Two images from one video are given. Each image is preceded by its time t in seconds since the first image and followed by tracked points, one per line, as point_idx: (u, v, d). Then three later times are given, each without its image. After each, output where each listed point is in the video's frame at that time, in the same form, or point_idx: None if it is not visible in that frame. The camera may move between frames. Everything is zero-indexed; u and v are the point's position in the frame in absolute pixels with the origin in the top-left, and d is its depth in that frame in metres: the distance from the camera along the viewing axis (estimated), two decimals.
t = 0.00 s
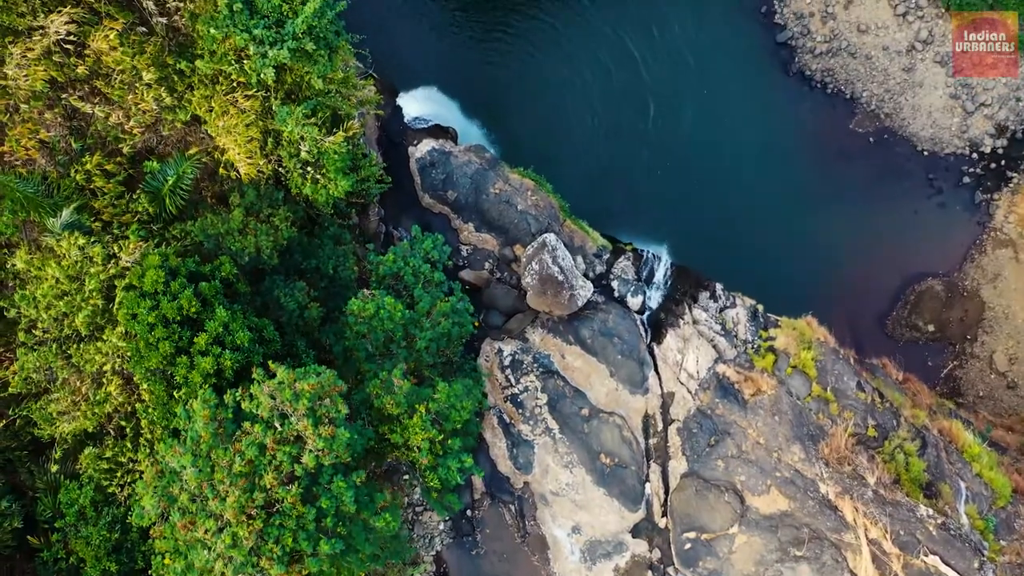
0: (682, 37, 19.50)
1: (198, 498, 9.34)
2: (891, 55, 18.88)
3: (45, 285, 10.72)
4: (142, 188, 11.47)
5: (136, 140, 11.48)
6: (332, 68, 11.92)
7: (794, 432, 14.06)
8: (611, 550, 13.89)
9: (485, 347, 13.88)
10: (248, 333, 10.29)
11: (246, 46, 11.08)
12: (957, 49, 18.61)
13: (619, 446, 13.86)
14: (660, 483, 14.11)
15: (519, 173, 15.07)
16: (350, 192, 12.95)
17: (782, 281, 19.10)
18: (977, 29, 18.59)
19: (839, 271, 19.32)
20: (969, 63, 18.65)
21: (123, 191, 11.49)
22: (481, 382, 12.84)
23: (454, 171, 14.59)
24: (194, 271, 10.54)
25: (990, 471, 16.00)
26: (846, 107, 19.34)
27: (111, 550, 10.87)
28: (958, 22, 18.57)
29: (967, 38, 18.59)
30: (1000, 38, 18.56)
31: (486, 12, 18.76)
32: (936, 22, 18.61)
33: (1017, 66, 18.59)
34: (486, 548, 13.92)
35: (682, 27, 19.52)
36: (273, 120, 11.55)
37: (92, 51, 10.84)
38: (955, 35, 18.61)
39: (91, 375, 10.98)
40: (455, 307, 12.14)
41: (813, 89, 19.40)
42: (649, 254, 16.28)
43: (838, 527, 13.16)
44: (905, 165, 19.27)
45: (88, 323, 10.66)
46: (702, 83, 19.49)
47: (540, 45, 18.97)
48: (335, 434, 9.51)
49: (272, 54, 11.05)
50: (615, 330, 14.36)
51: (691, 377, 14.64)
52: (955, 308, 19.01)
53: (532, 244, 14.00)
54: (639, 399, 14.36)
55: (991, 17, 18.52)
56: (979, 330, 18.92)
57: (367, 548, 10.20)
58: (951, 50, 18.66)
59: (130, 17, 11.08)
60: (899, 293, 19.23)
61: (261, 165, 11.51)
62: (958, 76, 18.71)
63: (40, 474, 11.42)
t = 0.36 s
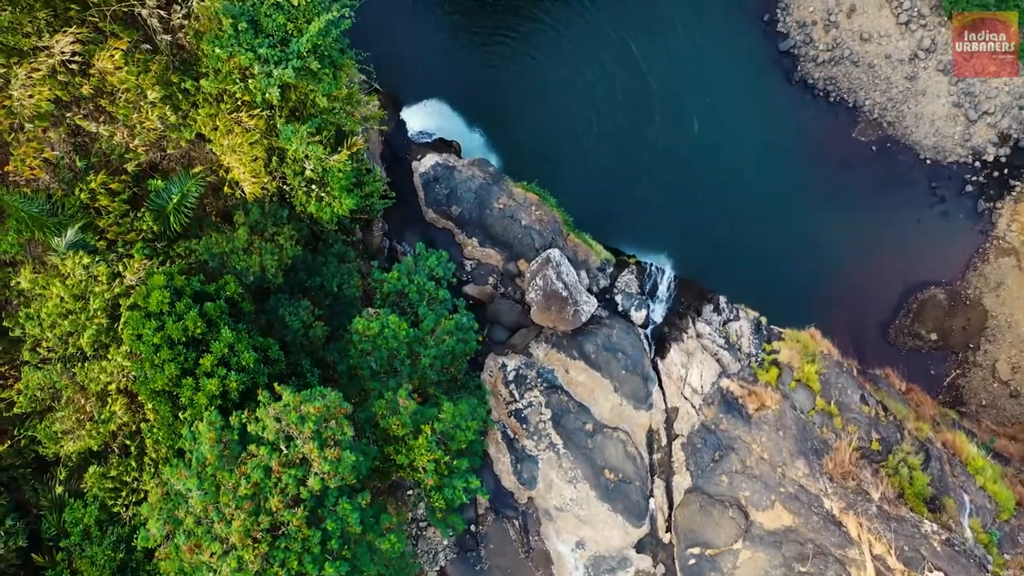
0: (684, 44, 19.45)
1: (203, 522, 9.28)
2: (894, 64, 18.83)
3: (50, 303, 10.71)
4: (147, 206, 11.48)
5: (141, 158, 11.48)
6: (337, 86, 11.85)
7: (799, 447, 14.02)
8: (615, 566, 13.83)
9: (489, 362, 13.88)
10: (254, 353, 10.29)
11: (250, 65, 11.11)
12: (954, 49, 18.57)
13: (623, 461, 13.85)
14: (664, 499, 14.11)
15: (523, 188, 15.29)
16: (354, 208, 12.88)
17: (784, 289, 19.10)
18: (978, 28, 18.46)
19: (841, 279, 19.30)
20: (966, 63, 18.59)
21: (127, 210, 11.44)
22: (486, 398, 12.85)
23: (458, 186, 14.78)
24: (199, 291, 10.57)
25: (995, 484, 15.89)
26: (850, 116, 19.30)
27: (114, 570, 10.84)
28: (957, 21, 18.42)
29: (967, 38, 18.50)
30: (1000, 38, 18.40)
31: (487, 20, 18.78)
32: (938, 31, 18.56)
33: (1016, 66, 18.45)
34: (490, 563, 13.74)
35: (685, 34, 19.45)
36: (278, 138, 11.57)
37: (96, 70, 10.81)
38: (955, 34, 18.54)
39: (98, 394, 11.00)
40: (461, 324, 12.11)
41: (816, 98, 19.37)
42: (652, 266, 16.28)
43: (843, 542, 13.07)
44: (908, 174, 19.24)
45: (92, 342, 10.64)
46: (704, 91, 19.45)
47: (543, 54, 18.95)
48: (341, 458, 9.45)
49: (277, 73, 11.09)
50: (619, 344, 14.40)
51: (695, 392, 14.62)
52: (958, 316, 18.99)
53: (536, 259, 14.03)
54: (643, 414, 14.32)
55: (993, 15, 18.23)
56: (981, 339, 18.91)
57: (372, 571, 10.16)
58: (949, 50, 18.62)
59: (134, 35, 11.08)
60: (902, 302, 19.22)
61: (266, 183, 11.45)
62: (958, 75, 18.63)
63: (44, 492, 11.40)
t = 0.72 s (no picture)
0: (685, 55, 19.50)
1: (207, 549, 9.15)
2: (897, 73, 18.76)
3: (55, 324, 10.72)
4: (152, 226, 11.47)
5: (146, 178, 11.47)
6: (342, 105, 11.90)
7: (803, 463, 13.96)
8: None
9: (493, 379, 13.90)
10: (259, 376, 10.30)
11: (256, 86, 11.10)
12: (954, 48, 18.50)
13: (627, 478, 13.83)
14: (668, 515, 14.11)
15: (527, 204, 15.43)
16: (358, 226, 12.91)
17: (786, 300, 19.07)
18: (978, 28, 18.34)
19: (844, 289, 19.25)
20: (966, 64, 18.55)
21: (132, 230, 11.43)
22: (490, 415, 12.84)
23: (461, 202, 14.82)
24: (204, 313, 10.56)
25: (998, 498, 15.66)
26: (852, 125, 19.28)
27: None
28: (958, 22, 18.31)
29: (967, 38, 18.40)
30: (1000, 38, 18.33)
31: (490, 30, 18.83)
32: (942, 40, 18.49)
33: (1015, 66, 18.44)
34: None
35: (685, 46, 19.52)
36: (282, 158, 11.53)
37: (101, 91, 10.82)
38: (954, 35, 18.46)
39: (103, 415, 10.96)
40: (466, 344, 12.18)
41: (818, 107, 19.38)
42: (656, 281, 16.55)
43: (847, 560, 12.78)
44: (909, 183, 19.22)
45: (97, 363, 10.60)
46: (706, 101, 19.44)
47: (544, 64, 18.97)
48: (347, 481, 9.51)
49: (281, 94, 11.08)
50: (623, 361, 14.49)
51: (699, 409, 14.71)
52: (960, 325, 18.97)
53: (541, 276, 14.18)
54: (647, 431, 14.41)
55: (995, 14, 18.10)
56: (983, 348, 18.91)
57: None
58: (949, 50, 18.54)
59: (139, 55, 11.16)
60: (904, 311, 19.19)
61: (270, 203, 11.43)
62: (959, 80, 18.60)
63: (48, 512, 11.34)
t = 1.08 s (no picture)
0: (687, 67, 19.46)
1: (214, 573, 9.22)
2: (899, 82, 18.70)
3: (61, 346, 10.74)
4: (156, 246, 11.40)
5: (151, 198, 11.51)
6: (346, 125, 11.91)
7: (807, 480, 13.94)
8: None
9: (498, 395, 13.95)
10: (264, 400, 10.29)
11: (261, 107, 11.13)
12: (954, 48, 18.39)
13: (632, 495, 13.86)
14: (672, 532, 14.08)
15: (530, 220, 15.59)
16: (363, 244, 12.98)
17: (787, 310, 19.07)
18: (978, 28, 18.25)
19: (843, 297, 19.23)
20: (967, 64, 18.44)
21: (137, 250, 11.40)
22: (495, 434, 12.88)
23: (466, 219, 15.11)
24: (209, 335, 10.58)
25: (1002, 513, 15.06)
26: (854, 135, 19.21)
27: None
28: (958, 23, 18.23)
29: (967, 38, 18.31)
30: (1001, 38, 18.24)
31: (496, 34, 18.89)
32: (943, 49, 18.42)
33: (1017, 66, 18.32)
34: None
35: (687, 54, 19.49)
36: (287, 178, 11.54)
37: (106, 112, 10.82)
38: (954, 35, 18.36)
39: (108, 436, 10.82)
40: (472, 364, 12.18)
41: (821, 117, 19.30)
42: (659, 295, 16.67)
43: None
44: (912, 191, 19.10)
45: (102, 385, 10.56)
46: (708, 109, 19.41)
47: (545, 72, 18.97)
48: (352, 507, 9.45)
49: (286, 115, 11.10)
50: (627, 377, 14.61)
51: (704, 425, 14.66)
52: (963, 335, 18.80)
53: (545, 293, 14.33)
54: (651, 447, 14.39)
55: (994, 14, 18.03)
56: (986, 358, 18.72)
57: None
58: (949, 50, 18.45)
59: (144, 75, 11.17)
60: (907, 320, 19.07)
61: (275, 223, 11.44)
62: (963, 88, 18.47)
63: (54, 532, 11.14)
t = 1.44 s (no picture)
0: (688, 72, 19.42)
1: None
2: (902, 92, 18.69)
3: (66, 367, 10.72)
4: (160, 265, 11.35)
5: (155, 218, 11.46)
6: (351, 144, 11.90)
7: (811, 497, 13.92)
8: None
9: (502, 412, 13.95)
10: (269, 423, 10.27)
11: (265, 128, 11.13)
12: (953, 48, 18.37)
13: (636, 512, 13.83)
14: (676, 548, 14.11)
15: (533, 235, 15.67)
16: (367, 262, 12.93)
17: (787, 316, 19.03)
18: (978, 28, 18.25)
19: (844, 303, 19.19)
20: (966, 63, 18.42)
21: (141, 270, 11.33)
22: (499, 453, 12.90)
23: (469, 235, 15.17)
24: (214, 356, 10.57)
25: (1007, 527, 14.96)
26: (857, 145, 19.17)
27: None
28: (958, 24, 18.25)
29: (967, 38, 18.31)
30: (1000, 38, 18.26)
31: (498, 42, 18.86)
32: (946, 58, 18.43)
33: (1016, 67, 18.35)
34: None
35: (689, 64, 19.45)
36: (291, 198, 11.52)
37: (110, 133, 10.79)
38: (954, 35, 18.36)
39: (112, 456, 10.78)
40: (477, 385, 12.36)
41: (823, 126, 19.28)
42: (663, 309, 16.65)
43: None
44: (914, 200, 19.07)
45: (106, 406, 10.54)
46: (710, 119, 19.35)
47: (545, 78, 18.94)
48: (357, 532, 9.44)
49: (291, 136, 11.10)
50: (631, 394, 14.59)
51: (708, 441, 14.68)
52: (966, 345, 18.74)
53: (549, 310, 14.41)
54: (655, 464, 14.36)
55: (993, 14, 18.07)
56: (989, 367, 18.64)
57: None
58: (949, 49, 18.42)
59: (148, 95, 11.14)
60: (909, 330, 18.99)
61: (280, 243, 11.42)
62: (965, 98, 18.45)
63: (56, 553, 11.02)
